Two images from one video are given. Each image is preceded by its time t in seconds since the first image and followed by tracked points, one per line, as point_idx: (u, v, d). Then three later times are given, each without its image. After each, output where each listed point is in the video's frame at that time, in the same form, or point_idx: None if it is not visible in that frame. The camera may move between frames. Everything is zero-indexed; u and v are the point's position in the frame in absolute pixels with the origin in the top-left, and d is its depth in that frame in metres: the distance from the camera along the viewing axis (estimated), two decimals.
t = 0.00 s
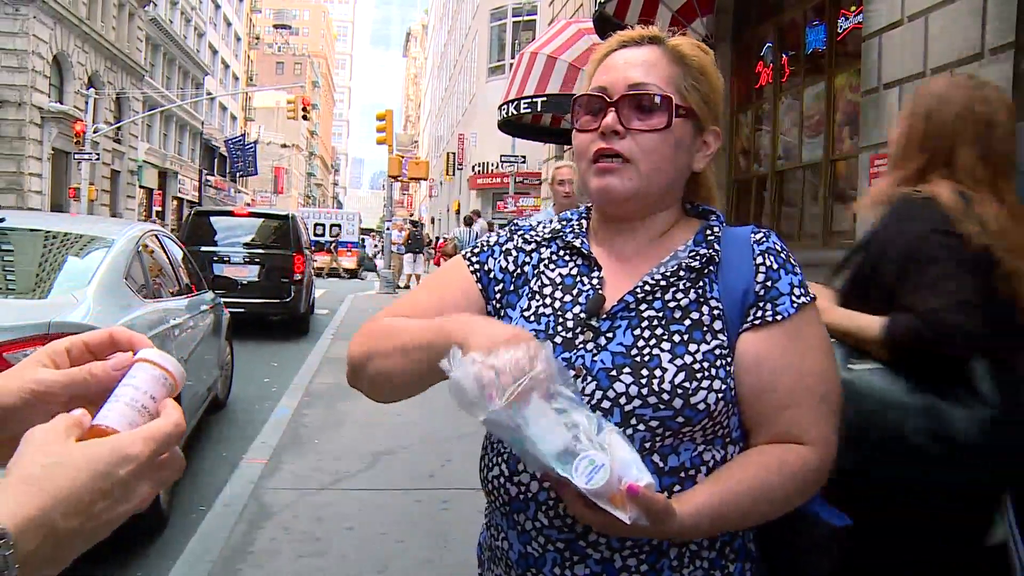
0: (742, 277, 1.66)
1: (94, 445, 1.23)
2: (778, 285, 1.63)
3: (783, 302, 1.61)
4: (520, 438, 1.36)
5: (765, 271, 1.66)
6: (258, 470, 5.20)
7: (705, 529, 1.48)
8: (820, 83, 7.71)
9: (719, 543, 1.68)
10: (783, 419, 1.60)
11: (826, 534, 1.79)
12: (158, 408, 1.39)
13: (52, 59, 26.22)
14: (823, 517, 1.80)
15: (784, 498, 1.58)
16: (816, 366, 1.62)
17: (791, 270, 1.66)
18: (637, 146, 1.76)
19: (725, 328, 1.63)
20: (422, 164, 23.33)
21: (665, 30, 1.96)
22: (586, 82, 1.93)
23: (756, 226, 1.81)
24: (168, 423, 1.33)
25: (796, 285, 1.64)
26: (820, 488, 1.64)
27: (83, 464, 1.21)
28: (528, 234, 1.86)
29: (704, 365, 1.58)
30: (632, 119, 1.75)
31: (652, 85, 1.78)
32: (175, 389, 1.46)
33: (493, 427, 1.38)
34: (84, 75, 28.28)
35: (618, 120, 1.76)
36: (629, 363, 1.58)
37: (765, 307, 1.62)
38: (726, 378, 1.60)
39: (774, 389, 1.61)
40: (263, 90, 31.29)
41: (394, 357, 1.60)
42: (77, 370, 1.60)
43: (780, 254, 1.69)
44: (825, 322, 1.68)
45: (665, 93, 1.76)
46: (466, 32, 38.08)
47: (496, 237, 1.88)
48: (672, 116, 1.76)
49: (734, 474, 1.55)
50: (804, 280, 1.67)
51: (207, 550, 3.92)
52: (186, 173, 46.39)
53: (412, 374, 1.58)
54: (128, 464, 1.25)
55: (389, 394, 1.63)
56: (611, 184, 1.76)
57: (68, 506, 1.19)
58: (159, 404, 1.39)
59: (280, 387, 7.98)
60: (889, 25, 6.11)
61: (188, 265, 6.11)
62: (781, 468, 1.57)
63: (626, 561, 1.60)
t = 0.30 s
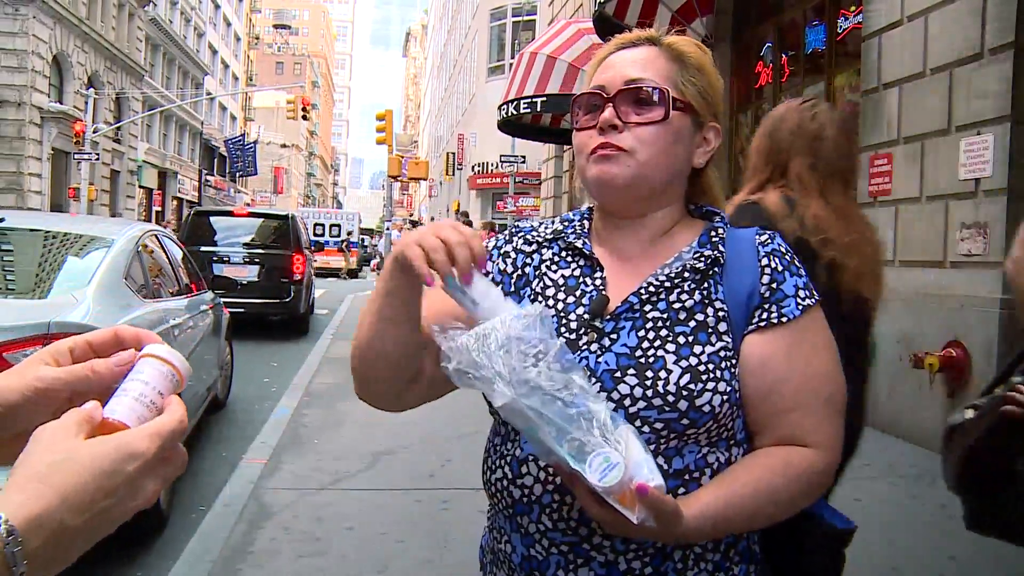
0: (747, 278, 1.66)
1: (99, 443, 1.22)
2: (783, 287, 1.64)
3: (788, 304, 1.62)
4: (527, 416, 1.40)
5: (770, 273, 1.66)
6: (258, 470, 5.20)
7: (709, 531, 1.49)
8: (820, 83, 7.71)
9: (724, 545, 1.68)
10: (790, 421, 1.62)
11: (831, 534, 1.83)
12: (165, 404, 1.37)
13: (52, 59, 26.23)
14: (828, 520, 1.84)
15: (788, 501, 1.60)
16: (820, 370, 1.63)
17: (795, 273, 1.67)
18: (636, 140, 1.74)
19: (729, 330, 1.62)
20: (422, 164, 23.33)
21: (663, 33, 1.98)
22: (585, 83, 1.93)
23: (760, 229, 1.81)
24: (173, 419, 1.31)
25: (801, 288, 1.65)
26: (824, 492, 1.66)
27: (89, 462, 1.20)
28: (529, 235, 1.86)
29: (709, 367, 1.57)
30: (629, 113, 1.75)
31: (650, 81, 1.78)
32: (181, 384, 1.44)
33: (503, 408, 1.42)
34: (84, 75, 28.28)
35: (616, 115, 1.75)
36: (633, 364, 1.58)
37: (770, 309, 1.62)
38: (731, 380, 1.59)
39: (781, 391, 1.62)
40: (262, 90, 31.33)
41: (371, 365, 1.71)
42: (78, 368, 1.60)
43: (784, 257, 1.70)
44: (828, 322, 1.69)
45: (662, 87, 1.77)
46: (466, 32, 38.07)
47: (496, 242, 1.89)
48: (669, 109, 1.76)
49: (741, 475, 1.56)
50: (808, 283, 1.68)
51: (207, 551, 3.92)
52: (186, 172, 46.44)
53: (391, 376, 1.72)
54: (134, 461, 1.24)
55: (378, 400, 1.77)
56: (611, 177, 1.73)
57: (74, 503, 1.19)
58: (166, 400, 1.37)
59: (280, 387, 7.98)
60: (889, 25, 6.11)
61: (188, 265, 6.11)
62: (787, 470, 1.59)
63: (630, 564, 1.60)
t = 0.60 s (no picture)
0: (753, 278, 1.66)
1: (117, 428, 1.23)
2: (788, 286, 1.65)
3: (793, 303, 1.64)
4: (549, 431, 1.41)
5: (774, 272, 1.67)
6: (258, 470, 5.20)
7: (728, 532, 1.50)
8: (820, 83, 7.71)
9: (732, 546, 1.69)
10: (799, 420, 1.64)
11: (839, 535, 1.77)
12: (180, 389, 1.40)
13: (52, 59, 26.24)
14: (834, 518, 1.79)
15: (799, 502, 1.61)
16: (824, 372, 1.66)
17: (799, 271, 1.68)
18: (626, 140, 1.75)
19: (735, 329, 1.63)
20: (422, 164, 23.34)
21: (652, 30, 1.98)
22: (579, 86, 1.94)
23: (761, 227, 1.81)
24: (189, 404, 1.33)
25: (804, 287, 1.67)
26: (832, 492, 1.67)
27: (107, 446, 1.21)
28: (528, 239, 1.85)
29: (716, 367, 1.58)
30: (618, 114, 1.75)
31: (639, 80, 1.78)
32: (196, 370, 1.48)
33: (524, 425, 1.42)
34: (84, 75, 28.29)
35: (604, 116, 1.76)
36: (641, 365, 1.58)
37: (776, 308, 1.63)
38: (738, 379, 1.60)
39: (790, 391, 1.64)
40: (262, 90, 31.33)
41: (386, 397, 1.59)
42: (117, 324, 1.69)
43: (787, 255, 1.71)
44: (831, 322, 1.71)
45: (650, 85, 1.77)
46: (466, 32, 38.07)
47: (494, 250, 1.87)
48: (657, 108, 1.76)
49: (755, 475, 1.58)
50: (811, 280, 1.69)
51: (207, 550, 3.92)
52: (186, 172, 46.42)
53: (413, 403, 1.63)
54: (152, 446, 1.25)
55: (393, 432, 1.66)
56: (603, 178, 1.74)
57: (94, 487, 1.19)
58: (181, 384, 1.41)
59: (280, 387, 7.98)
60: (888, 25, 6.10)
61: (187, 265, 6.12)
62: (799, 472, 1.61)
63: (639, 565, 1.61)
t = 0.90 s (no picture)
0: (760, 278, 1.67)
1: (123, 424, 1.23)
2: (793, 287, 1.67)
3: (800, 304, 1.65)
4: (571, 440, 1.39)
5: (780, 273, 1.68)
6: (258, 470, 5.20)
7: (743, 533, 1.51)
8: (820, 83, 7.72)
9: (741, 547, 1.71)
10: (802, 424, 1.66)
11: (842, 534, 1.77)
12: (189, 382, 1.40)
13: (52, 59, 26.24)
14: (838, 518, 1.79)
15: (806, 501, 1.63)
16: (829, 372, 1.68)
17: (803, 273, 1.70)
18: (626, 140, 1.75)
19: (743, 331, 1.63)
20: (423, 163, 23.31)
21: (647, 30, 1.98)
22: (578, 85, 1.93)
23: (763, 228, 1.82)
24: (195, 400, 1.32)
25: (809, 288, 1.68)
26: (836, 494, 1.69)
27: (112, 443, 1.22)
28: (531, 240, 1.84)
29: (726, 368, 1.58)
30: (617, 114, 1.75)
31: (637, 80, 1.78)
32: (206, 363, 1.47)
33: (547, 435, 1.40)
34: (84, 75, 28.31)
35: (603, 116, 1.75)
36: (652, 367, 1.57)
37: (783, 309, 1.65)
38: (747, 380, 1.61)
39: (795, 392, 1.66)
40: (262, 90, 31.36)
41: (379, 403, 1.56)
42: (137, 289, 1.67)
43: (791, 257, 1.72)
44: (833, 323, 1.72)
45: (650, 85, 1.77)
46: (466, 32, 38.08)
47: (496, 250, 1.85)
48: (657, 107, 1.76)
49: (766, 474, 1.60)
50: (814, 282, 1.71)
51: (207, 551, 3.92)
52: (186, 172, 46.42)
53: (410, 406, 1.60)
54: (158, 442, 1.25)
55: (393, 436, 1.63)
56: (603, 181, 1.74)
57: (100, 482, 1.20)
58: (190, 378, 1.40)
59: (280, 387, 7.98)
60: (888, 25, 6.10)
61: (187, 265, 6.12)
62: (809, 472, 1.63)
63: (650, 569, 1.62)
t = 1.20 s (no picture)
0: (763, 278, 1.67)
1: (129, 413, 1.25)
2: (796, 288, 1.67)
3: (803, 305, 1.66)
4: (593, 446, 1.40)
5: (783, 274, 1.68)
6: (258, 470, 5.20)
7: (755, 536, 1.51)
8: (820, 83, 7.72)
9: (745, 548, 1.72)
10: (805, 425, 1.67)
11: (845, 532, 1.79)
12: (194, 371, 1.43)
13: (52, 59, 26.24)
14: (841, 518, 1.81)
15: (812, 502, 1.63)
16: (829, 374, 1.68)
17: (804, 273, 1.71)
18: (630, 143, 1.75)
19: (747, 331, 1.63)
20: (423, 163, 23.31)
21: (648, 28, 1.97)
22: (579, 85, 1.93)
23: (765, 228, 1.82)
24: (202, 388, 1.35)
25: (811, 288, 1.69)
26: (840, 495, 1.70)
27: (119, 431, 1.23)
28: (532, 241, 1.84)
29: (732, 370, 1.58)
30: (621, 116, 1.75)
31: (641, 81, 1.77)
32: (212, 355, 1.51)
33: (568, 443, 1.41)
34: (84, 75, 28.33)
35: (607, 117, 1.75)
36: (659, 368, 1.57)
37: (787, 310, 1.65)
38: (752, 381, 1.61)
39: (799, 393, 1.66)
40: (262, 91, 31.38)
41: (372, 407, 1.55)
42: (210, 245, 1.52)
43: (793, 258, 1.72)
44: (834, 324, 1.72)
45: (654, 86, 1.76)
46: (466, 32, 38.11)
47: (496, 250, 1.85)
48: (662, 109, 1.76)
49: (772, 477, 1.60)
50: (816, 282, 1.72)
51: (207, 550, 3.92)
52: (186, 172, 46.43)
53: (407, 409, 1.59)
54: (164, 431, 1.26)
55: (390, 439, 1.62)
56: (608, 184, 1.75)
57: (107, 472, 1.21)
58: (196, 367, 1.43)
59: (280, 386, 7.98)
60: (888, 25, 6.10)
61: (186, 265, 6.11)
62: (813, 472, 1.63)
63: (656, 571, 1.63)
